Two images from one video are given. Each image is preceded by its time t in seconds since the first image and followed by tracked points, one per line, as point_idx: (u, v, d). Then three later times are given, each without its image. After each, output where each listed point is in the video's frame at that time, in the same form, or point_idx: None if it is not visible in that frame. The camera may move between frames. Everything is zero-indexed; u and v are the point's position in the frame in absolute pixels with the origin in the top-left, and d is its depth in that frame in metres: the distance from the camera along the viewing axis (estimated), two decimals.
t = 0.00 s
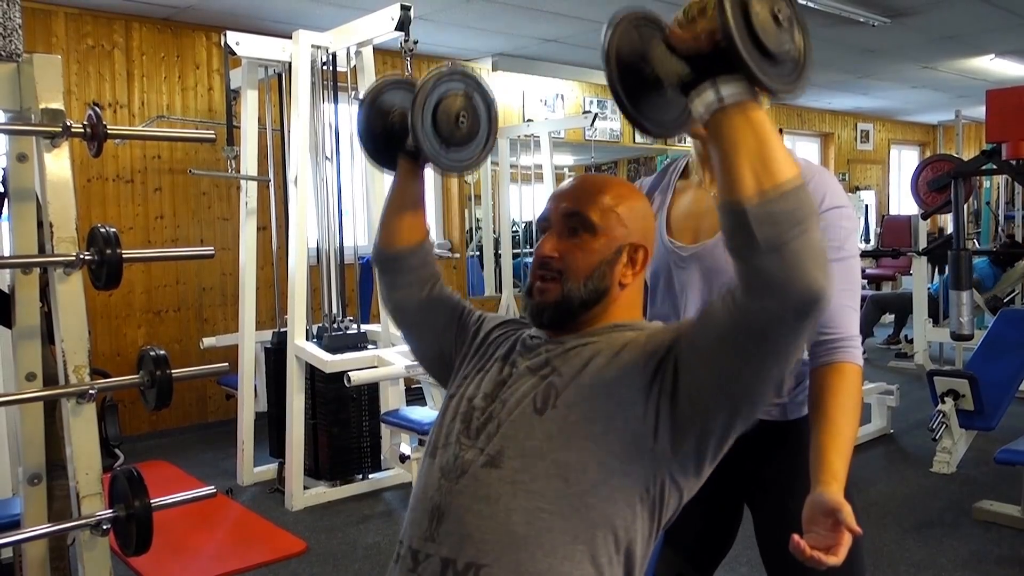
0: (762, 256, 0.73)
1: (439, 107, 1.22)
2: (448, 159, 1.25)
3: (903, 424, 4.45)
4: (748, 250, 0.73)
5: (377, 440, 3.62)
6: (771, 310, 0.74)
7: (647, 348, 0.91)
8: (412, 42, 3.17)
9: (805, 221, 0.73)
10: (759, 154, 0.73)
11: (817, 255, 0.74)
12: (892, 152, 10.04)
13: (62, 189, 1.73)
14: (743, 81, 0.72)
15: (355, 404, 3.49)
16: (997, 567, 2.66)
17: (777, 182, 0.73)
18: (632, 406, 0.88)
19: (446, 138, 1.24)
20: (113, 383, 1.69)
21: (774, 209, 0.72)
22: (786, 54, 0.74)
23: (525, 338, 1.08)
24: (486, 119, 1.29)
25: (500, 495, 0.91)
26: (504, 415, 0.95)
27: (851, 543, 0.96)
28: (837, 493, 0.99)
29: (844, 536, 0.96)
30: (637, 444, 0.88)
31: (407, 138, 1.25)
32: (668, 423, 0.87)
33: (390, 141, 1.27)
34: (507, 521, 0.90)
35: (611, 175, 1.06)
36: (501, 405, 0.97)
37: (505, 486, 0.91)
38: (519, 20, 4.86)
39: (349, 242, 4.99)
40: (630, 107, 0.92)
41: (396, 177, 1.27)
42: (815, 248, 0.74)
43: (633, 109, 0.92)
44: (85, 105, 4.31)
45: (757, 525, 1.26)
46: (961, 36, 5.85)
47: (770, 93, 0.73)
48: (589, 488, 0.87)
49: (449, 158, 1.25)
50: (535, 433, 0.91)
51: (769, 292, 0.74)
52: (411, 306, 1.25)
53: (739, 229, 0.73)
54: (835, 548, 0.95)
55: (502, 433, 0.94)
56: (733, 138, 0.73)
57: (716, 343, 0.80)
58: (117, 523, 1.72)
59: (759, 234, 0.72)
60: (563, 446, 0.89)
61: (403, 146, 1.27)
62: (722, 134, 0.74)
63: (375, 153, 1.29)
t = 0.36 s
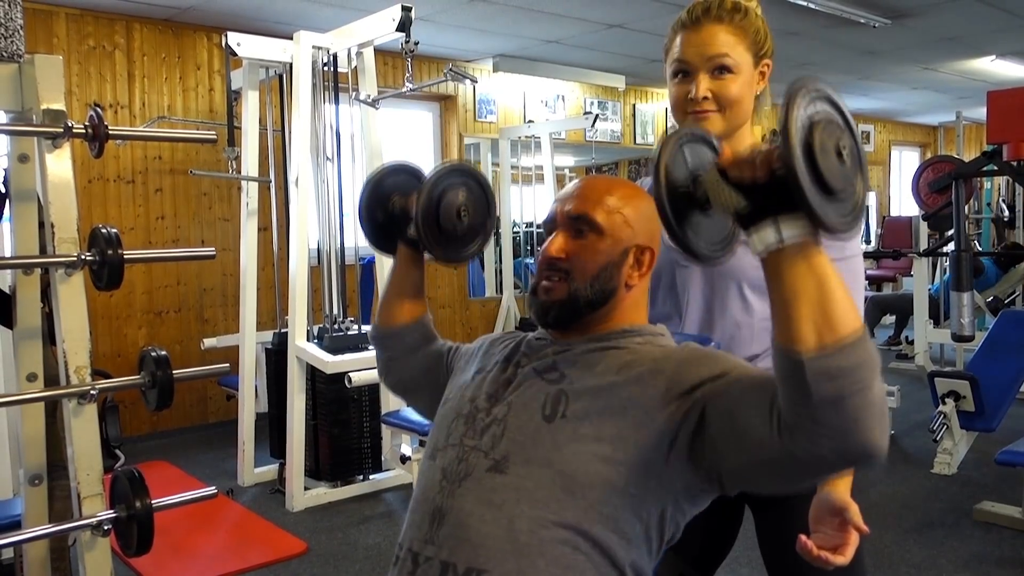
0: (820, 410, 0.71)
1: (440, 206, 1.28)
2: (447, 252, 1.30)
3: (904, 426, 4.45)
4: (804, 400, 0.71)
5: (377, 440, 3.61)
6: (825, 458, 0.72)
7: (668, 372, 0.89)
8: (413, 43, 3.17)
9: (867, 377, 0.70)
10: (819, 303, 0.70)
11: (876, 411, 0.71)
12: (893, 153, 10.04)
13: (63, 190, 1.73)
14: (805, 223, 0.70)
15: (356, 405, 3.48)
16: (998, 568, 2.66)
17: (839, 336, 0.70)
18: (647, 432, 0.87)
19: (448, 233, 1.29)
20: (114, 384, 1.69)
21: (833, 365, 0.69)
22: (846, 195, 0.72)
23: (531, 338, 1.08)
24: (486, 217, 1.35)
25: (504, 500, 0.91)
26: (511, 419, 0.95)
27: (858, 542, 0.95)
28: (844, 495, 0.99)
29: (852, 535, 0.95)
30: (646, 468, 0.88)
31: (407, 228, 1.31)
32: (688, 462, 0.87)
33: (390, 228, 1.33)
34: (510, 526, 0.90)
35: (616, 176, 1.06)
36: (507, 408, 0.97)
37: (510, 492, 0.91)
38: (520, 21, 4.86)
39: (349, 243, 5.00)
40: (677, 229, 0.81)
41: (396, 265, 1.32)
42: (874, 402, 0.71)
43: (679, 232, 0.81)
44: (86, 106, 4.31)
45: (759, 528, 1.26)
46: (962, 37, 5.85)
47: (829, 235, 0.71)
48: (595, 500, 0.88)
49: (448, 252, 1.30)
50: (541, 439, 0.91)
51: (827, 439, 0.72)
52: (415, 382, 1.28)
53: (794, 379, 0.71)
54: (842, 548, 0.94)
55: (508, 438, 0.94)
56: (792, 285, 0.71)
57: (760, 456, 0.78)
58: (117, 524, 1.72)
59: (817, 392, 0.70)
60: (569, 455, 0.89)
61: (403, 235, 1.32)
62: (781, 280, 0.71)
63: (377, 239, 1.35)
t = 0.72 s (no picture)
0: (813, 506, 0.71)
1: (450, 263, 1.30)
2: (457, 311, 1.32)
3: (904, 427, 4.45)
4: (798, 490, 0.72)
5: (377, 442, 3.61)
6: (815, 549, 0.73)
7: (674, 396, 0.89)
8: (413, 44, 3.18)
9: (863, 482, 0.71)
10: (826, 403, 0.71)
11: (869, 512, 0.72)
12: (893, 154, 10.05)
13: (64, 191, 1.73)
14: (821, 322, 0.71)
15: (356, 406, 3.48)
16: (998, 570, 2.66)
17: (842, 439, 0.71)
18: (649, 454, 0.88)
19: (457, 291, 1.31)
20: (115, 386, 1.69)
21: (831, 467, 0.70)
22: (863, 297, 0.76)
23: (535, 341, 1.09)
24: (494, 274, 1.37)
25: (504, 505, 0.91)
26: (513, 424, 0.95)
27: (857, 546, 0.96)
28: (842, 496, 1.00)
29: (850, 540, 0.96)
30: (646, 487, 0.89)
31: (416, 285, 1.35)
32: (689, 489, 0.88)
33: (397, 283, 1.37)
34: (509, 531, 0.90)
35: (618, 177, 1.07)
36: (509, 412, 0.97)
37: (510, 496, 0.91)
38: (521, 23, 4.87)
39: (349, 244, 5.00)
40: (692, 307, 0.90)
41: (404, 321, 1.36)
42: (869, 503, 0.72)
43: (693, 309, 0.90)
44: (87, 107, 4.32)
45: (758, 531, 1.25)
46: (962, 38, 5.85)
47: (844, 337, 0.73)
48: (596, 509, 0.88)
49: (455, 310, 1.31)
50: (544, 447, 0.91)
51: (818, 533, 0.72)
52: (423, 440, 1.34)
53: (792, 471, 0.72)
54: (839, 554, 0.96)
55: (510, 443, 0.94)
56: (803, 382, 0.72)
57: (755, 526, 0.78)
58: (118, 525, 1.72)
59: (812, 488, 0.71)
60: (572, 462, 0.89)
61: (411, 291, 1.36)
62: (791, 376, 0.73)
63: (385, 295, 1.39)
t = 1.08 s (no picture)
0: (814, 434, 0.71)
1: (451, 222, 1.25)
2: (455, 263, 1.27)
3: (904, 428, 4.45)
4: (799, 422, 0.72)
5: (378, 442, 3.61)
6: (821, 482, 0.73)
7: (672, 383, 0.90)
8: (414, 44, 3.17)
9: (865, 406, 0.70)
10: (825, 338, 0.70)
11: (874, 439, 0.71)
12: (894, 155, 10.05)
13: (65, 191, 1.74)
14: (817, 257, 0.69)
15: (356, 406, 3.48)
16: (998, 570, 2.66)
17: (839, 360, 0.70)
18: (652, 442, 0.88)
19: (459, 249, 1.26)
20: (115, 386, 1.69)
21: (830, 390, 0.70)
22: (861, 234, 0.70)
23: (536, 340, 1.08)
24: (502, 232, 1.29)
25: (505, 503, 0.92)
26: (514, 423, 0.95)
27: (852, 546, 0.97)
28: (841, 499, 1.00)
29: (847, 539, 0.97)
30: (650, 477, 0.88)
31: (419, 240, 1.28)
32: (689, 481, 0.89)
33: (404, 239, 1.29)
34: (510, 530, 0.91)
35: (620, 177, 1.07)
36: (510, 410, 0.97)
37: (511, 496, 0.91)
38: (521, 23, 4.87)
39: (350, 245, 5.00)
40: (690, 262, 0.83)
41: (406, 276, 1.31)
42: (873, 431, 0.71)
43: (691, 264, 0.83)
44: (88, 107, 4.32)
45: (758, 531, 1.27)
46: (963, 39, 5.85)
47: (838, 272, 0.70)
48: (599, 506, 0.88)
49: (456, 264, 1.27)
50: (546, 447, 0.91)
51: (821, 462, 0.72)
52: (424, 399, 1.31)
53: (794, 402, 0.72)
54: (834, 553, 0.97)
55: (511, 441, 0.94)
56: (798, 312, 0.71)
57: (757, 474, 0.78)
58: (119, 525, 1.73)
59: (813, 415, 0.70)
60: (572, 460, 0.89)
61: (415, 247, 1.30)
62: (786, 308, 0.72)
63: (389, 248, 1.31)
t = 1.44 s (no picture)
0: (749, 222, 0.74)
1: (473, 76, 1.15)
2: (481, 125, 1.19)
3: (905, 429, 4.45)
4: (736, 217, 0.75)
5: (378, 443, 3.61)
6: (761, 272, 0.75)
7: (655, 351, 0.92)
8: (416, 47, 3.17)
9: (791, 189, 0.74)
10: (753, 125, 0.75)
11: (799, 223, 0.75)
12: (894, 156, 10.05)
13: (66, 191, 1.74)
14: (746, 57, 0.74)
15: (356, 406, 3.45)
16: (997, 571, 2.66)
17: (769, 148, 0.74)
18: (638, 409, 0.89)
19: (483, 107, 1.18)
20: (115, 387, 1.69)
21: (761, 173, 0.74)
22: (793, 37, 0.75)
23: (533, 341, 1.07)
24: (522, 87, 1.23)
25: (505, 500, 0.91)
26: (512, 419, 0.95)
27: (853, 547, 0.97)
28: (841, 498, 1.00)
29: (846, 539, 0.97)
30: (643, 445, 0.88)
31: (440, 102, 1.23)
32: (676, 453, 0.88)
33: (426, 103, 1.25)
34: (510, 527, 0.90)
35: (622, 179, 1.07)
36: (508, 408, 0.97)
37: (510, 492, 0.91)
38: (522, 25, 4.87)
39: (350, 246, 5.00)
40: (642, 86, 0.91)
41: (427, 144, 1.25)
42: (799, 212, 0.75)
43: (643, 86, 0.91)
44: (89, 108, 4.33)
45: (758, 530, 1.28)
46: (963, 41, 5.85)
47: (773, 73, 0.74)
48: (596, 497, 0.88)
49: (483, 125, 1.19)
50: (542, 438, 0.91)
51: (756, 253, 0.75)
52: (441, 296, 1.25)
53: (729, 197, 0.75)
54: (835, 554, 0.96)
55: (509, 437, 0.94)
56: (730, 110, 0.75)
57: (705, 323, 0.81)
58: (119, 526, 1.73)
59: (747, 197, 0.74)
60: (569, 451, 0.89)
61: (437, 111, 1.24)
62: (719, 109, 0.76)
63: (409, 116, 1.27)
